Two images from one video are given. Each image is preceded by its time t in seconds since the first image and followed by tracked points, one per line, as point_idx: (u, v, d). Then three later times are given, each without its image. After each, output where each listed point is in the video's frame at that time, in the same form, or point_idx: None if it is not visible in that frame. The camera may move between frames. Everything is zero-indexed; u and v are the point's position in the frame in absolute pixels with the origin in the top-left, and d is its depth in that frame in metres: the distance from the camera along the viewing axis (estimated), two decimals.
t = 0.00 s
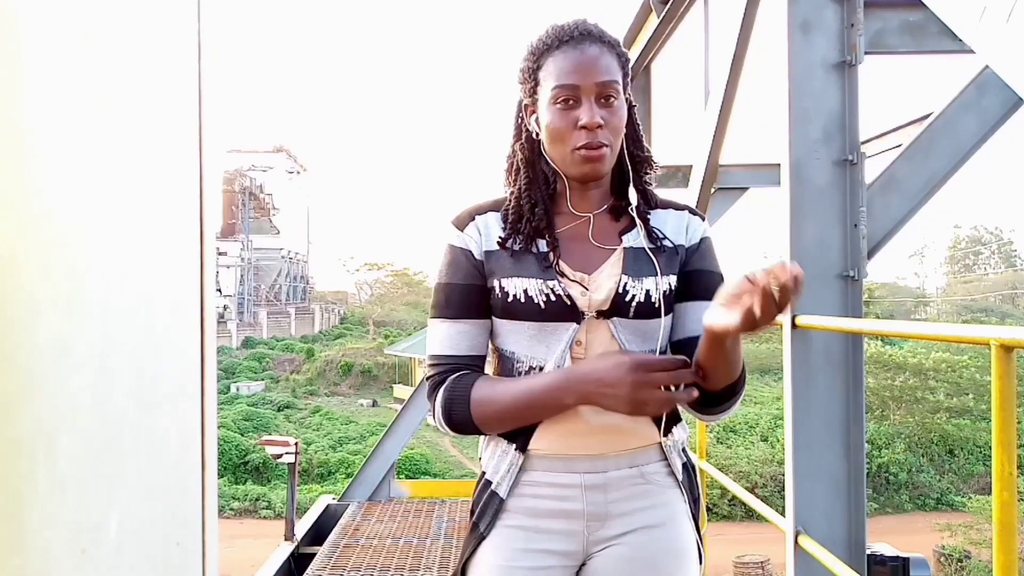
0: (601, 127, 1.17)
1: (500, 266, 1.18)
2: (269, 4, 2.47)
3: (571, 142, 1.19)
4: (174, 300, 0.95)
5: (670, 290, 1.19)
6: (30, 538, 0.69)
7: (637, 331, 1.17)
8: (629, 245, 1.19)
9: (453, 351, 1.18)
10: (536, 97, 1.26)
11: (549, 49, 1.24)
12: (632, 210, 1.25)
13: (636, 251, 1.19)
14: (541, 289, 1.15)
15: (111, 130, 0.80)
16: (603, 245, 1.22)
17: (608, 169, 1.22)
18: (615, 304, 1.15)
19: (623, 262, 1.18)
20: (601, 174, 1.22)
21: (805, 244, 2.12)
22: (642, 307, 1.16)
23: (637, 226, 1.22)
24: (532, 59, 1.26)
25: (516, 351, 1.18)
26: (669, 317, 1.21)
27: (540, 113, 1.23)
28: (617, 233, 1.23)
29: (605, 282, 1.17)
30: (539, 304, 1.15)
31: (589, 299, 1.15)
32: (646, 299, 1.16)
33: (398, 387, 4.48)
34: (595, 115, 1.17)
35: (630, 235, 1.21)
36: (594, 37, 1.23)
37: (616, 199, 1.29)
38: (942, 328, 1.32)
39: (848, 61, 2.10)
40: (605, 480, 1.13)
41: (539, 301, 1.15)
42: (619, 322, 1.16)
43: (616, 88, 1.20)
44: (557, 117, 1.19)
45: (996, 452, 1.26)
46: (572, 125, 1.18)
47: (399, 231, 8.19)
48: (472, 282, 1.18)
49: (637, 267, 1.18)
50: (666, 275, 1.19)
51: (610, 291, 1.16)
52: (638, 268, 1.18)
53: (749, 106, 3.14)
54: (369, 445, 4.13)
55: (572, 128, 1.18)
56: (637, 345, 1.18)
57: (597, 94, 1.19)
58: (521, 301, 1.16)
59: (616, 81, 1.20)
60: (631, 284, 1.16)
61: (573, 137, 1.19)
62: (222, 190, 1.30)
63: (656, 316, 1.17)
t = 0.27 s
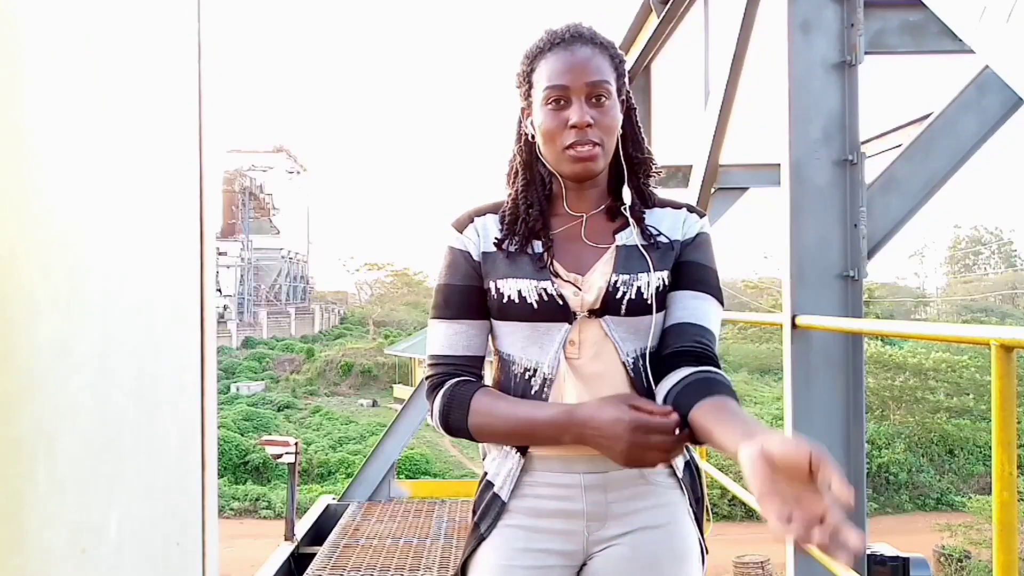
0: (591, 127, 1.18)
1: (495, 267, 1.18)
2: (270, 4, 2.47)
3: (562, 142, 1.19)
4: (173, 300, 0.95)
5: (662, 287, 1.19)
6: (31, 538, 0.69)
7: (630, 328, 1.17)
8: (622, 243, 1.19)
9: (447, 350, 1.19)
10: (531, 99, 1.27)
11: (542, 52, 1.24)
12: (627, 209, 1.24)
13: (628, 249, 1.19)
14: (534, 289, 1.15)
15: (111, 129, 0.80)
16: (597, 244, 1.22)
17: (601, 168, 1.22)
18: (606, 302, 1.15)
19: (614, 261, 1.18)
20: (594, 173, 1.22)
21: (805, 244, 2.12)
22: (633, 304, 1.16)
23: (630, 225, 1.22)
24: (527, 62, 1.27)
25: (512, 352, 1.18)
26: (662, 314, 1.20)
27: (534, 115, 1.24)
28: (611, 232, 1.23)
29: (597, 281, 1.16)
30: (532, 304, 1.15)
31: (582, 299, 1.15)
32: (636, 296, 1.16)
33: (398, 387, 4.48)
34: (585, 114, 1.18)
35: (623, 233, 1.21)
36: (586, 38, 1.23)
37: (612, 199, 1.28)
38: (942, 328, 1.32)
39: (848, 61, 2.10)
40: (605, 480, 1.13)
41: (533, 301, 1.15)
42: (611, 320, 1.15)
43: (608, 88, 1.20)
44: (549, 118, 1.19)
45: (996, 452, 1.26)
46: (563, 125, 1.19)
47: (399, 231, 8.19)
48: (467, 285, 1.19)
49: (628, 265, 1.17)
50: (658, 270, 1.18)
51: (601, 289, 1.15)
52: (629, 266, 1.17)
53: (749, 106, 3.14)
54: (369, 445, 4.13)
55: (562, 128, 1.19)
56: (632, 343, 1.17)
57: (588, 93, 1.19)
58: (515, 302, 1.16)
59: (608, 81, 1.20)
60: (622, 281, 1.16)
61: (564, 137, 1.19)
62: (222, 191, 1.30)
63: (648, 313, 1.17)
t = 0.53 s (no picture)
0: (589, 125, 1.17)
1: (496, 264, 1.19)
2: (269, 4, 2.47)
3: (561, 140, 1.19)
4: (173, 300, 0.95)
5: (662, 287, 1.18)
6: (31, 538, 0.69)
7: (629, 328, 1.16)
8: (623, 243, 1.20)
9: (444, 346, 1.18)
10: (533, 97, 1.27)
11: (545, 51, 1.25)
12: (628, 210, 1.24)
13: (629, 249, 1.19)
14: (534, 288, 1.15)
15: (111, 127, 0.80)
16: (598, 244, 1.22)
17: (600, 167, 1.22)
18: (605, 302, 1.15)
19: (615, 261, 1.18)
20: (593, 171, 1.22)
21: (805, 244, 2.12)
22: (633, 304, 1.16)
23: (631, 225, 1.22)
24: (530, 61, 1.27)
25: (513, 350, 1.18)
26: (662, 314, 1.19)
27: (536, 113, 1.24)
28: (611, 232, 1.23)
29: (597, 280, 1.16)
30: (532, 303, 1.15)
31: (582, 298, 1.15)
32: (637, 296, 1.16)
33: (398, 387, 4.48)
34: (584, 112, 1.17)
35: (624, 234, 1.21)
36: (588, 37, 1.23)
37: (614, 199, 1.28)
38: (942, 327, 1.32)
39: (848, 61, 2.10)
40: (606, 479, 1.13)
41: (533, 299, 1.15)
42: (610, 320, 1.15)
43: (609, 86, 1.19)
44: (548, 116, 1.20)
45: (996, 452, 1.26)
46: (561, 123, 1.19)
47: (400, 231, 8.19)
48: (466, 281, 1.19)
49: (628, 265, 1.17)
50: (659, 271, 1.18)
51: (600, 288, 1.15)
52: (630, 267, 1.17)
53: (749, 106, 3.14)
54: (369, 445, 4.13)
55: (561, 126, 1.19)
56: (631, 342, 1.17)
57: (588, 92, 1.18)
58: (515, 300, 1.16)
59: (609, 79, 1.20)
60: (622, 281, 1.16)
61: (562, 135, 1.19)
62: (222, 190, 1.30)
63: (648, 313, 1.17)
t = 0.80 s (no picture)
0: (591, 122, 1.17)
1: (497, 266, 1.18)
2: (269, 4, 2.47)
3: (561, 137, 1.19)
4: (173, 299, 0.95)
5: (663, 290, 1.19)
6: (30, 537, 0.69)
7: (630, 330, 1.16)
8: (625, 245, 1.20)
9: (443, 349, 1.18)
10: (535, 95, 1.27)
11: (548, 50, 1.25)
12: (631, 211, 1.25)
13: (631, 251, 1.19)
14: (536, 289, 1.15)
15: (110, 126, 0.80)
16: (600, 244, 1.22)
17: (601, 166, 1.21)
18: (608, 305, 1.15)
19: (616, 263, 1.18)
20: (594, 171, 1.22)
21: (805, 244, 2.12)
22: (634, 307, 1.16)
23: (634, 227, 1.22)
24: (532, 60, 1.27)
25: (513, 351, 1.18)
26: (662, 318, 1.20)
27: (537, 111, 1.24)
28: (613, 233, 1.23)
29: (599, 283, 1.16)
30: (533, 305, 1.15)
31: (584, 300, 1.15)
32: (638, 299, 1.16)
33: (398, 387, 4.48)
34: (586, 109, 1.17)
35: (626, 236, 1.21)
36: (590, 37, 1.23)
37: (615, 201, 1.29)
38: (942, 328, 1.32)
39: (848, 61, 2.10)
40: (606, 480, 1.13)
41: (535, 301, 1.15)
42: (612, 323, 1.15)
43: (611, 85, 1.19)
44: (549, 113, 1.19)
45: (996, 452, 1.26)
46: (563, 120, 1.19)
47: (400, 231, 8.20)
48: (467, 283, 1.19)
49: (630, 268, 1.17)
50: (660, 275, 1.18)
51: (602, 291, 1.15)
52: (631, 269, 1.17)
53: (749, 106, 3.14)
54: (369, 445, 4.13)
55: (562, 123, 1.19)
56: (632, 345, 1.17)
57: (589, 90, 1.18)
58: (516, 302, 1.16)
59: (611, 78, 1.20)
60: (624, 284, 1.16)
61: (564, 132, 1.19)
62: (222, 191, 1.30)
63: (648, 316, 1.17)
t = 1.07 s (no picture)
0: (589, 122, 1.17)
1: (496, 266, 1.19)
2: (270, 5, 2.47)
3: (560, 137, 1.19)
4: (173, 299, 0.95)
5: (663, 291, 1.19)
6: (31, 537, 0.69)
7: (628, 331, 1.16)
8: (624, 246, 1.20)
9: (447, 352, 1.19)
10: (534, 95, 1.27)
11: (547, 50, 1.25)
12: (630, 211, 1.25)
13: (630, 251, 1.19)
14: (534, 289, 1.15)
15: (111, 126, 0.80)
16: (600, 244, 1.22)
17: (600, 165, 1.21)
18: (606, 305, 1.15)
19: (615, 262, 1.18)
20: (593, 170, 1.21)
21: (804, 245, 2.12)
22: (632, 307, 1.16)
23: (633, 227, 1.22)
24: (532, 60, 1.27)
25: (513, 352, 1.18)
26: (661, 319, 1.19)
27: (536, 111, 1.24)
28: (613, 233, 1.23)
29: (597, 283, 1.16)
30: (531, 305, 1.15)
31: (581, 300, 1.15)
32: (637, 299, 1.16)
33: (398, 387, 4.48)
34: (584, 109, 1.17)
35: (626, 236, 1.21)
36: (590, 38, 1.23)
37: (614, 201, 1.29)
38: (942, 328, 1.32)
39: (848, 61, 2.10)
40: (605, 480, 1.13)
41: (532, 300, 1.15)
42: (609, 323, 1.15)
43: (610, 85, 1.19)
44: (548, 113, 1.19)
45: (996, 452, 1.26)
46: (561, 120, 1.19)
47: (400, 231, 8.20)
48: (466, 284, 1.19)
49: (630, 268, 1.17)
50: (659, 275, 1.18)
51: (600, 292, 1.15)
52: (631, 269, 1.17)
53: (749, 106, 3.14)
54: (369, 445, 4.13)
55: (561, 123, 1.19)
56: (630, 346, 1.16)
57: (588, 89, 1.18)
58: (514, 302, 1.16)
59: (609, 78, 1.20)
60: (623, 284, 1.16)
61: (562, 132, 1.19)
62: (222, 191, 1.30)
63: (647, 317, 1.17)
